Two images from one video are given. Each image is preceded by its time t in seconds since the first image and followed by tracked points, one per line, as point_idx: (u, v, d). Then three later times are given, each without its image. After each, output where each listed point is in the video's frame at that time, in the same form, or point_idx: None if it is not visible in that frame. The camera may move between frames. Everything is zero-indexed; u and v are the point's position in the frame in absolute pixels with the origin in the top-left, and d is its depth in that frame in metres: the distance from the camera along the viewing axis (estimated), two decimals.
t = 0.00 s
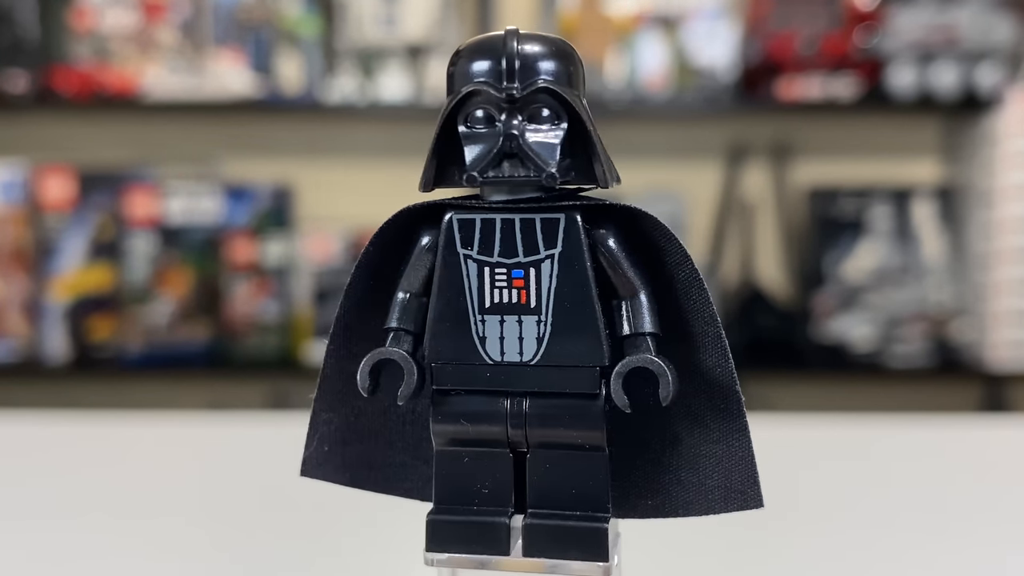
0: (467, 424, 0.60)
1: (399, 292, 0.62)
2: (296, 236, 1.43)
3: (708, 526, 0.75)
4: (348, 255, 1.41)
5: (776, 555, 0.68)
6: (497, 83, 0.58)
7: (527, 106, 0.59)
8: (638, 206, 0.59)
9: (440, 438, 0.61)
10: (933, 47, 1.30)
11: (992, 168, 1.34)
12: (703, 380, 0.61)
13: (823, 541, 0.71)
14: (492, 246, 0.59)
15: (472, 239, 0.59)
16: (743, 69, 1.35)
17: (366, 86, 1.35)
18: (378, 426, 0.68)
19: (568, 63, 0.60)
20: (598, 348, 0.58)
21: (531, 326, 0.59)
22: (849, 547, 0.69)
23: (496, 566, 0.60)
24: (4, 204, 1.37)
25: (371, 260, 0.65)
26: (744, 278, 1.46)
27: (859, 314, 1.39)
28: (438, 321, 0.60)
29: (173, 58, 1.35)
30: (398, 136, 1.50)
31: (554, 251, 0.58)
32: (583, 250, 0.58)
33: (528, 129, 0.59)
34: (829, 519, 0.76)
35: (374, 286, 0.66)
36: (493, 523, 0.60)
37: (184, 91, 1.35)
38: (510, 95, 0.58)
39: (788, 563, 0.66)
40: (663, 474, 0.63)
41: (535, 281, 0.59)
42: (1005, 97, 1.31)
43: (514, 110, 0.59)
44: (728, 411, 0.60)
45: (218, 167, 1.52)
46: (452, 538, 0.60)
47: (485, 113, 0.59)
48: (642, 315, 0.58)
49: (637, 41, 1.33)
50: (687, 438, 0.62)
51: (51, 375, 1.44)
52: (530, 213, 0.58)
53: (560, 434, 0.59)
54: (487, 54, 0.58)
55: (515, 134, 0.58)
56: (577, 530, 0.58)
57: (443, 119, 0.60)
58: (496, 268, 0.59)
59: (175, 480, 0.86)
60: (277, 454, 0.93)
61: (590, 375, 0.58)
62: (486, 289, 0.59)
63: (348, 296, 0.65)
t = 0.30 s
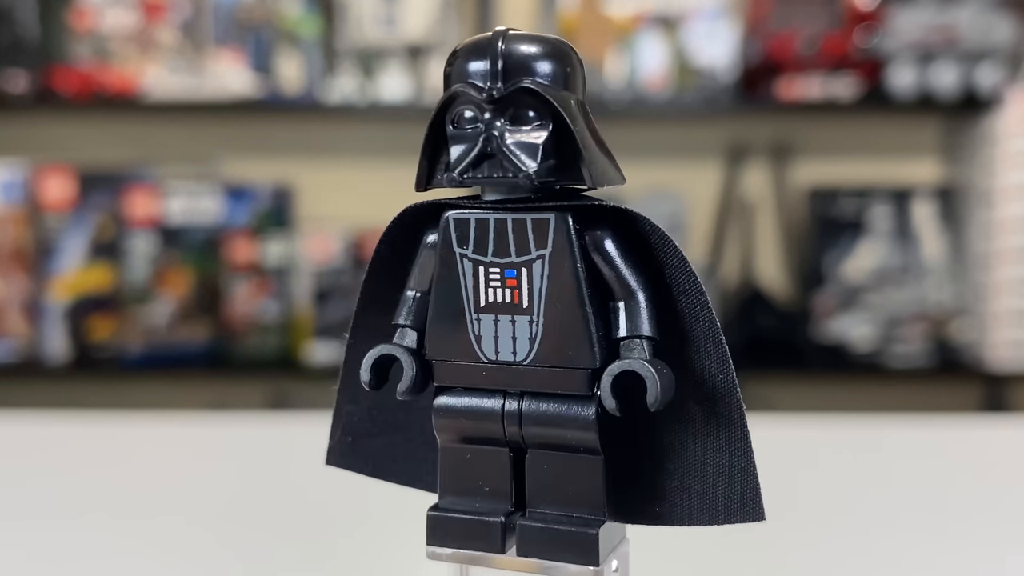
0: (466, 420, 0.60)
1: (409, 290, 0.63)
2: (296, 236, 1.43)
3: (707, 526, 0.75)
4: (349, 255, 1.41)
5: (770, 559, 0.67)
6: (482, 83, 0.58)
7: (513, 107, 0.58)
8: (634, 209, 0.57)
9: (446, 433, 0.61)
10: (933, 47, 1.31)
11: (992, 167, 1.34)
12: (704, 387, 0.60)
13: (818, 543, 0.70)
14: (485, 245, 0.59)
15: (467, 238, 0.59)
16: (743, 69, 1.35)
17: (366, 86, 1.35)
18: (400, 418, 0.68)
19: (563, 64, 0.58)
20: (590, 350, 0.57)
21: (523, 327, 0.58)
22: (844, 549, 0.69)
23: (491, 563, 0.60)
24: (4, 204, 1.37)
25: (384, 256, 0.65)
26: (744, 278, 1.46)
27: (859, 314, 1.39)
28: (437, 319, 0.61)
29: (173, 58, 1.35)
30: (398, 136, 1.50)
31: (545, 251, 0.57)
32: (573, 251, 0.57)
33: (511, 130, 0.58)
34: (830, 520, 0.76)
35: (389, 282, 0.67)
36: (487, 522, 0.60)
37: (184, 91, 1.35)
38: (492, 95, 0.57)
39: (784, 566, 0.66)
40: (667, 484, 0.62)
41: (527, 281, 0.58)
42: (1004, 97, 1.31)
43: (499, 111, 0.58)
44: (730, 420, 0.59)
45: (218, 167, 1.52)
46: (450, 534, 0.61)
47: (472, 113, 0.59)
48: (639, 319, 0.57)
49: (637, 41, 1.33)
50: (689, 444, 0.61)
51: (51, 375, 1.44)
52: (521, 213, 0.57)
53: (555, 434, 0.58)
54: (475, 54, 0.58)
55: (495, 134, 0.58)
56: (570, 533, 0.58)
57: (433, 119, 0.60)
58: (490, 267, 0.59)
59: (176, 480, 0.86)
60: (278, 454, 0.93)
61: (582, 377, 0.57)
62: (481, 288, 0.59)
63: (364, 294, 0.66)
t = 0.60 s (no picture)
0: (467, 420, 0.61)
1: (413, 290, 0.63)
2: (296, 236, 1.43)
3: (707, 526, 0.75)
4: (349, 255, 1.41)
5: (770, 560, 0.67)
6: (478, 83, 0.58)
7: (508, 108, 0.58)
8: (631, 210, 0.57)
9: (450, 432, 0.62)
10: (934, 47, 1.31)
11: (990, 168, 1.36)
12: (704, 390, 0.60)
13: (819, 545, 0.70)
14: (484, 245, 0.59)
15: (467, 238, 0.59)
16: (743, 69, 1.35)
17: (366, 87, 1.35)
18: (407, 416, 0.68)
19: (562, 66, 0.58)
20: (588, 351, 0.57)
21: (522, 327, 0.58)
22: (844, 550, 0.69)
23: (489, 562, 0.60)
24: (4, 204, 1.37)
25: (388, 254, 0.65)
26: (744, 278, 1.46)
27: (859, 314, 1.39)
28: (438, 319, 0.61)
29: (173, 58, 1.35)
30: (398, 136, 1.50)
31: (543, 251, 0.57)
32: (571, 251, 0.56)
33: (506, 130, 0.58)
34: (831, 520, 0.76)
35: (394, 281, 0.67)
36: (486, 522, 0.60)
37: (184, 91, 1.34)
38: (487, 95, 0.57)
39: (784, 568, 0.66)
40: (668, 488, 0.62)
41: (525, 281, 0.58)
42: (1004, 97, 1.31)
43: (494, 111, 0.58)
44: (730, 423, 0.59)
45: (219, 167, 1.51)
46: (450, 531, 0.61)
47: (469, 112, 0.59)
48: (637, 319, 0.57)
49: (638, 41, 1.33)
50: (690, 447, 0.61)
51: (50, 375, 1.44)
52: (519, 214, 0.57)
53: (554, 435, 0.58)
54: (473, 54, 0.58)
55: (490, 134, 0.58)
56: (567, 535, 0.58)
57: (430, 119, 0.60)
58: (489, 267, 0.59)
59: (176, 480, 0.86)
60: (278, 454, 0.93)
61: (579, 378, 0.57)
62: (480, 288, 0.59)
63: (370, 294, 0.66)
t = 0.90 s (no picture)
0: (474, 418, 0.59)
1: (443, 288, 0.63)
2: (296, 237, 1.43)
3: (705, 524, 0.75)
4: (349, 255, 1.41)
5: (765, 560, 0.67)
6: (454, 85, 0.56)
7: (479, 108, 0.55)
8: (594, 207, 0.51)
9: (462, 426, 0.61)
10: (933, 47, 1.30)
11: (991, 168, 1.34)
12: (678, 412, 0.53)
13: (816, 545, 0.70)
14: (478, 243, 0.56)
15: (466, 238, 0.57)
16: (743, 69, 1.35)
17: (366, 86, 1.35)
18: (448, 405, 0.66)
19: (563, 66, 0.55)
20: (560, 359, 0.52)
21: (508, 326, 0.55)
22: (842, 549, 0.69)
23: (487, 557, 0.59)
24: (4, 204, 1.37)
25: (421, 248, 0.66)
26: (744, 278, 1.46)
27: (858, 314, 1.39)
28: (450, 316, 0.60)
29: (173, 58, 1.35)
30: (398, 135, 1.50)
31: (522, 252, 0.53)
32: (545, 252, 0.52)
33: (472, 132, 0.54)
34: (831, 520, 0.76)
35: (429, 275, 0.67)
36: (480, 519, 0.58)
37: (184, 91, 1.34)
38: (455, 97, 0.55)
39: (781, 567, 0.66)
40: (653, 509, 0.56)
41: (510, 281, 0.55)
42: (1004, 97, 1.31)
43: (466, 112, 0.55)
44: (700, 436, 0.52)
45: (218, 167, 1.51)
46: (456, 523, 0.60)
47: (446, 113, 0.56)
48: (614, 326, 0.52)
49: (638, 41, 1.33)
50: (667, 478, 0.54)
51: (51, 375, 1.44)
52: (501, 213, 0.54)
53: (539, 436, 0.54)
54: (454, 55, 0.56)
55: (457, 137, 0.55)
56: (542, 542, 0.54)
57: (421, 117, 0.58)
58: (482, 265, 0.56)
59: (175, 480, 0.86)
60: (277, 453, 0.93)
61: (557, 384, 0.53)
62: (475, 285, 0.57)
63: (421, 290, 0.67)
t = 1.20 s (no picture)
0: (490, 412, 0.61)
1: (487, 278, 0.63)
2: (296, 237, 1.43)
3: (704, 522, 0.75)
4: (348, 255, 1.41)
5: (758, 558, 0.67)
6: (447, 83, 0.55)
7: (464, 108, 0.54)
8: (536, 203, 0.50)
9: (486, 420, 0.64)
10: (933, 47, 1.30)
11: (991, 168, 1.34)
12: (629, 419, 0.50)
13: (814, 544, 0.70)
14: (478, 240, 0.58)
15: (474, 234, 0.58)
16: (743, 69, 1.35)
17: (366, 87, 1.35)
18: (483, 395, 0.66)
19: (569, 64, 0.52)
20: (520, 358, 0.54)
21: (495, 323, 0.57)
22: (840, 547, 0.70)
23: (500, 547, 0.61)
24: (4, 204, 1.37)
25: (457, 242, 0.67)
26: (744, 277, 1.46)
27: (858, 314, 1.39)
28: (474, 308, 0.61)
29: (173, 58, 1.35)
30: (398, 135, 1.50)
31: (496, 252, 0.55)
32: (507, 252, 0.53)
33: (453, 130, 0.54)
34: (831, 520, 0.76)
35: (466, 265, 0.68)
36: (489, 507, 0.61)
37: (184, 91, 1.34)
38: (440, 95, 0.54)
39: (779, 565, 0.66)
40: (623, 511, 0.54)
41: (496, 280, 0.56)
42: (1004, 97, 1.31)
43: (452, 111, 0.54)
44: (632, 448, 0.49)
45: (219, 167, 1.51)
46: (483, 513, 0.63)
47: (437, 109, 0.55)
48: (555, 328, 0.52)
49: (638, 41, 1.33)
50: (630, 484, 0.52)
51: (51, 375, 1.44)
52: (488, 213, 0.55)
53: (517, 427, 0.56)
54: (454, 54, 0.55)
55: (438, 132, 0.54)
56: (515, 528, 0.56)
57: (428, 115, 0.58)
58: (481, 262, 0.58)
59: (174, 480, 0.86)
60: (276, 453, 0.93)
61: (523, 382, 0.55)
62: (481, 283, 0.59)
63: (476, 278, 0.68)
